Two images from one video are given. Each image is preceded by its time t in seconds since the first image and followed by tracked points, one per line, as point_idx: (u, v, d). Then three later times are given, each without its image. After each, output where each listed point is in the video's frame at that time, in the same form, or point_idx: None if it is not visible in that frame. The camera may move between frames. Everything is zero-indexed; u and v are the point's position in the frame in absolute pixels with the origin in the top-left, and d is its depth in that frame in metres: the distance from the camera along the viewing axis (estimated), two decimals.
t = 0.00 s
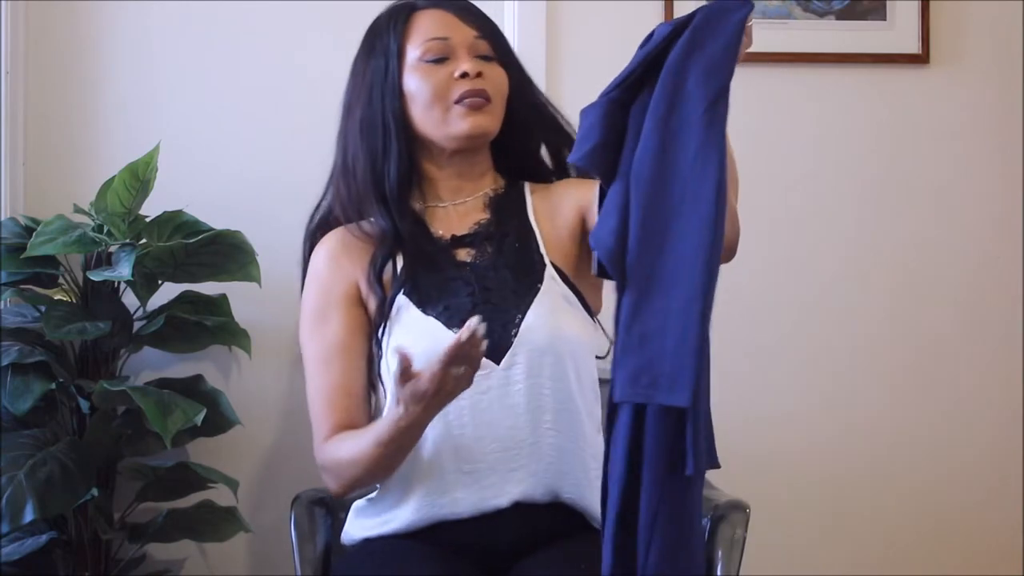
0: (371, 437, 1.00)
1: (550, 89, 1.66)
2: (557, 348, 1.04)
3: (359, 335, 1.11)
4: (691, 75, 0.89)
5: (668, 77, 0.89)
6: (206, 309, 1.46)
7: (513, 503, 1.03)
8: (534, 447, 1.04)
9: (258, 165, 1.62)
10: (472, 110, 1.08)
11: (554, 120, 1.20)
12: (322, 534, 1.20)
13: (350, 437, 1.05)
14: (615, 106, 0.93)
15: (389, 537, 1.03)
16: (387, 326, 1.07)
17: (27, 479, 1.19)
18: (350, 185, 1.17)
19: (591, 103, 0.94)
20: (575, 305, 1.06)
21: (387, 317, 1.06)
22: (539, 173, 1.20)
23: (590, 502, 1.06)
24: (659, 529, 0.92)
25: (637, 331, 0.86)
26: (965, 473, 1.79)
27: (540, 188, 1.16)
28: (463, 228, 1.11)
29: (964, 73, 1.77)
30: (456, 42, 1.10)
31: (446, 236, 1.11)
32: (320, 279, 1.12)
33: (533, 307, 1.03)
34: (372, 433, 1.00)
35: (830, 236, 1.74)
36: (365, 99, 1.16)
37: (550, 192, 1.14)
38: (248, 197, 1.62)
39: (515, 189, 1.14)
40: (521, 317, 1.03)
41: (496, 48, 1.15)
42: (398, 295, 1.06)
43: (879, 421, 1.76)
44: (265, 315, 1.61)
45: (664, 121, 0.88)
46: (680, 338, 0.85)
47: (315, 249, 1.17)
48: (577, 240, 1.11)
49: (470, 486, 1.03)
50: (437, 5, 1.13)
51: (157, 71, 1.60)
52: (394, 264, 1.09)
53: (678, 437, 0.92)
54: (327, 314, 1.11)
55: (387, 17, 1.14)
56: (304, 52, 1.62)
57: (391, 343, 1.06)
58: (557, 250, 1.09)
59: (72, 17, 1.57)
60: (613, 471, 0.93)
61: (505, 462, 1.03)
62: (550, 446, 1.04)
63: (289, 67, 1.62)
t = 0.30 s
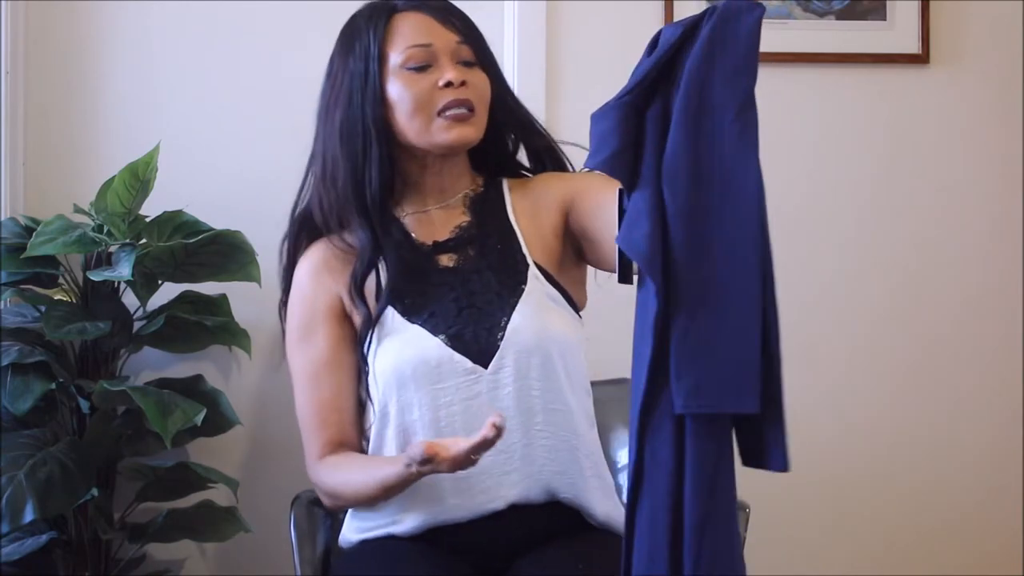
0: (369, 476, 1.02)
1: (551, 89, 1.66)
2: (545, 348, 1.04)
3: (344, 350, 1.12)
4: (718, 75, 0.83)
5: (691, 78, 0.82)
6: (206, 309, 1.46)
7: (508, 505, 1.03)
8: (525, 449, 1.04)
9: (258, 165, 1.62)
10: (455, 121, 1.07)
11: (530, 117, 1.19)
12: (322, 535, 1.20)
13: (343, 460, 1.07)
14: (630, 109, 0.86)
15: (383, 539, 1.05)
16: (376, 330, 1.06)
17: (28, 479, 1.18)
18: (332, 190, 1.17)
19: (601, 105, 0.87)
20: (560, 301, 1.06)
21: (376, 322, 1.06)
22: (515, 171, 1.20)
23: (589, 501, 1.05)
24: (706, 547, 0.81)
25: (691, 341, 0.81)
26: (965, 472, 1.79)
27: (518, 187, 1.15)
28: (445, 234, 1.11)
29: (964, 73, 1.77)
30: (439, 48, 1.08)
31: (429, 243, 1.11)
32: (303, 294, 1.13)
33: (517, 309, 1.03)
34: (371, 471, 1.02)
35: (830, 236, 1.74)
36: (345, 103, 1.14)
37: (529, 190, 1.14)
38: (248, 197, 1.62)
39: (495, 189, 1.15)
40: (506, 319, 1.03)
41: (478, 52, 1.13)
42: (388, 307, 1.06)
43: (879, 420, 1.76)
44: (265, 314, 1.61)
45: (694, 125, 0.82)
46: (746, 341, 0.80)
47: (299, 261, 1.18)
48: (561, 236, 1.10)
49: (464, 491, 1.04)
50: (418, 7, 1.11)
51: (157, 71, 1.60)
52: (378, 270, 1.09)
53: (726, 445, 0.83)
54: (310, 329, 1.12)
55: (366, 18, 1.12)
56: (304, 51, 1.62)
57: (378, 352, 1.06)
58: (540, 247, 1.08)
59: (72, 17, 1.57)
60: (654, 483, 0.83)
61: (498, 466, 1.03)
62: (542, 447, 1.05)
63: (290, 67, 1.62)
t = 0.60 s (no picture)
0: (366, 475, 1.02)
1: (551, 89, 1.66)
2: (538, 347, 1.04)
3: (337, 355, 1.12)
4: (736, 57, 0.79)
5: (709, 61, 0.78)
6: (206, 309, 1.47)
7: (506, 505, 1.04)
8: (521, 449, 1.04)
9: (258, 165, 1.62)
10: (450, 125, 1.06)
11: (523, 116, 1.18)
12: (321, 535, 1.20)
13: (337, 462, 1.07)
14: (647, 90, 0.82)
15: (382, 539, 1.05)
16: (369, 330, 1.06)
17: (28, 479, 1.18)
18: (324, 190, 1.15)
19: (615, 85, 0.83)
20: (555, 300, 1.06)
21: (369, 323, 1.06)
22: (507, 169, 1.19)
23: (586, 499, 1.05)
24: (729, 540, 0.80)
25: (713, 327, 0.78)
26: (965, 472, 1.79)
27: (509, 187, 1.15)
28: (437, 236, 1.11)
29: (964, 73, 1.77)
30: (436, 53, 1.07)
31: (422, 243, 1.10)
32: (297, 298, 1.14)
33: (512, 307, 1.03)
34: (368, 469, 1.02)
35: (830, 236, 1.74)
36: (339, 104, 1.13)
37: (521, 189, 1.13)
38: (248, 197, 1.62)
39: (488, 189, 1.14)
40: (499, 319, 1.03)
41: (473, 56, 1.12)
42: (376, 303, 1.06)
43: (880, 420, 1.76)
44: (265, 314, 1.61)
45: (713, 111, 0.79)
46: (758, 323, 0.79)
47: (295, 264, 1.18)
48: (554, 235, 1.10)
49: (461, 491, 1.03)
50: (415, 9, 1.10)
51: (157, 71, 1.60)
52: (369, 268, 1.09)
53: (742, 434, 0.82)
54: (304, 333, 1.13)
55: (362, 18, 1.11)
56: (303, 51, 1.62)
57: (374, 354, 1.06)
58: (533, 247, 1.08)
59: (72, 17, 1.57)
60: (681, 479, 0.80)
61: (493, 466, 1.03)
62: (538, 446, 1.04)
63: (290, 67, 1.62)
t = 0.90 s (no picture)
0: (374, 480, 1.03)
1: (551, 89, 1.66)
2: (540, 347, 1.04)
3: (345, 354, 1.13)
4: (745, 56, 0.79)
5: (720, 59, 0.78)
6: (206, 309, 1.47)
7: (507, 504, 1.03)
8: (522, 449, 1.04)
9: (258, 165, 1.62)
10: (450, 127, 1.06)
11: (525, 116, 1.18)
12: (322, 535, 1.20)
13: (346, 463, 1.08)
14: (656, 88, 0.82)
15: (382, 539, 1.05)
16: (371, 326, 1.06)
17: (28, 479, 1.18)
18: (325, 189, 1.15)
19: (624, 84, 0.82)
20: (557, 301, 1.06)
21: (371, 319, 1.06)
22: (508, 168, 1.19)
23: (586, 499, 1.05)
24: (727, 544, 0.80)
25: (716, 326, 0.78)
26: (965, 472, 1.79)
27: (513, 186, 1.15)
28: (439, 236, 1.11)
29: (964, 73, 1.77)
30: (437, 55, 1.07)
31: (424, 243, 1.10)
32: (303, 298, 1.14)
33: (512, 308, 1.03)
34: (381, 475, 1.02)
35: (830, 236, 1.74)
36: (340, 105, 1.13)
37: (524, 190, 1.13)
38: (248, 197, 1.62)
39: (490, 188, 1.14)
40: (501, 320, 1.03)
41: (475, 57, 1.12)
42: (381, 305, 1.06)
43: (880, 420, 1.76)
44: (265, 314, 1.61)
45: (722, 108, 0.79)
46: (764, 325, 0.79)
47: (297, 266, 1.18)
48: (557, 236, 1.10)
49: (462, 490, 1.03)
50: (416, 10, 1.10)
51: (157, 71, 1.60)
52: (372, 268, 1.09)
53: (744, 438, 0.82)
54: (310, 333, 1.13)
55: (364, 18, 1.11)
56: (303, 51, 1.62)
57: (376, 352, 1.06)
58: (535, 246, 1.09)
59: (71, 17, 1.57)
60: (680, 482, 0.81)
61: (493, 466, 1.03)
62: (539, 447, 1.04)
63: (289, 67, 1.62)
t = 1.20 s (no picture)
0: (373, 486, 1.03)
1: (551, 89, 1.66)
2: (545, 347, 1.03)
3: (353, 355, 1.13)
4: (756, 64, 0.79)
5: (729, 68, 0.79)
6: (206, 309, 1.47)
7: (510, 503, 1.04)
8: (525, 447, 1.05)
9: (259, 165, 1.62)
10: (461, 136, 1.06)
11: (532, 113, 1.18)
12: (322, 535, 1.19)
13: (350, 467, 1.08)
14: (666, 93, 0.82)
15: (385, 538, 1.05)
16: (376, 341, 1.07)
17: (28, 479, 1.18)
18: (335, 195, 1.15)
19: (634, 89, 0.82)
20: (561, 302, 1.06)
21: (377, 334, 1.06)
22: (517, 168, 1.18)
23: (589, 498, 1.06)
24: (725, 546, 0.79)
25: (718, 331, 0.78)
26: (965, 472, 1.79)
27: (521, 186, 1.15)
28: (448, 235, 1.12)
29: (964, 73, 1.77)
30: (444, 62, 1.07)
31: (431, 243, 1.11)
32: (312, 299, 1.14)
33: (518, 309, 1.03)
34: (379, 485, 1.03)
35: (830, 236, 1.74)
36: (348, 112, 1.12)
37: (531, 190, 1.13)
38: (248, 197, 1.62)
39: (498, 189, 1.14)
40: (506, 318, 1.03)
41: (483, 60, 1.11)
42: (393, 307, 1.06)
43: (880, 420, 1.76)
44: (265, 315, 1.61)
45: (732, 111, 0.80)
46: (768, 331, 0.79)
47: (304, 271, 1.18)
48: (563, 236, 1.10)
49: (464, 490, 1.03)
50: (421, 15, 1.09)
51: (157, 71, 1.60)
52: (382, 285, 1.09)
53: (747, 440, 0.81)
54: (317, 334, 1.13)
55: (370, 23, 1.10)
56: (303, 51, 1.62)
57: (382, 352, 1.06)
58: (541, 244, 1.08)
59: (71, 17, 1.57)
60: (680, 485, 0.81)
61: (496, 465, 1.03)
62: (543, 445, 1.05)
63: (290, 66, 1.62)
